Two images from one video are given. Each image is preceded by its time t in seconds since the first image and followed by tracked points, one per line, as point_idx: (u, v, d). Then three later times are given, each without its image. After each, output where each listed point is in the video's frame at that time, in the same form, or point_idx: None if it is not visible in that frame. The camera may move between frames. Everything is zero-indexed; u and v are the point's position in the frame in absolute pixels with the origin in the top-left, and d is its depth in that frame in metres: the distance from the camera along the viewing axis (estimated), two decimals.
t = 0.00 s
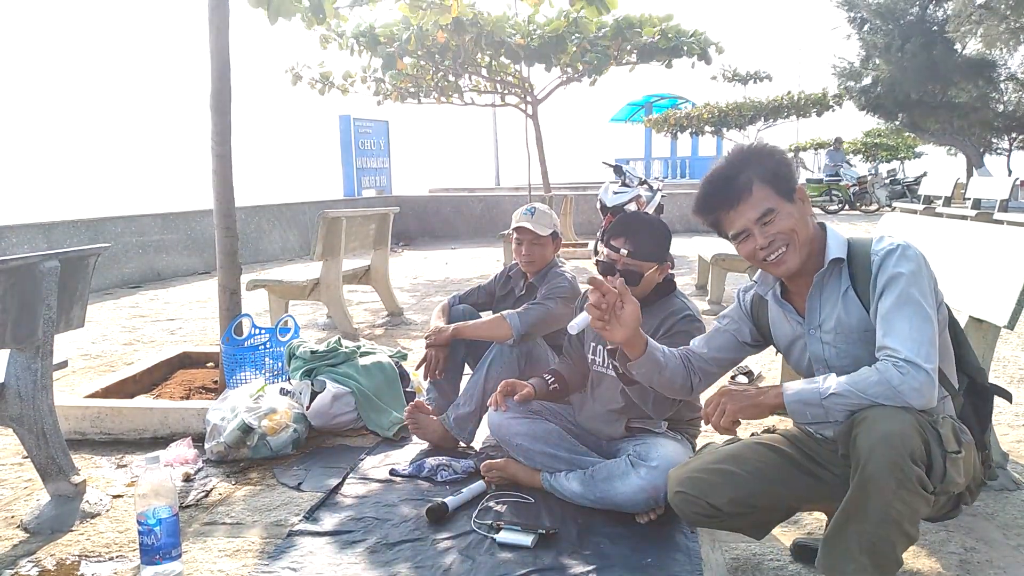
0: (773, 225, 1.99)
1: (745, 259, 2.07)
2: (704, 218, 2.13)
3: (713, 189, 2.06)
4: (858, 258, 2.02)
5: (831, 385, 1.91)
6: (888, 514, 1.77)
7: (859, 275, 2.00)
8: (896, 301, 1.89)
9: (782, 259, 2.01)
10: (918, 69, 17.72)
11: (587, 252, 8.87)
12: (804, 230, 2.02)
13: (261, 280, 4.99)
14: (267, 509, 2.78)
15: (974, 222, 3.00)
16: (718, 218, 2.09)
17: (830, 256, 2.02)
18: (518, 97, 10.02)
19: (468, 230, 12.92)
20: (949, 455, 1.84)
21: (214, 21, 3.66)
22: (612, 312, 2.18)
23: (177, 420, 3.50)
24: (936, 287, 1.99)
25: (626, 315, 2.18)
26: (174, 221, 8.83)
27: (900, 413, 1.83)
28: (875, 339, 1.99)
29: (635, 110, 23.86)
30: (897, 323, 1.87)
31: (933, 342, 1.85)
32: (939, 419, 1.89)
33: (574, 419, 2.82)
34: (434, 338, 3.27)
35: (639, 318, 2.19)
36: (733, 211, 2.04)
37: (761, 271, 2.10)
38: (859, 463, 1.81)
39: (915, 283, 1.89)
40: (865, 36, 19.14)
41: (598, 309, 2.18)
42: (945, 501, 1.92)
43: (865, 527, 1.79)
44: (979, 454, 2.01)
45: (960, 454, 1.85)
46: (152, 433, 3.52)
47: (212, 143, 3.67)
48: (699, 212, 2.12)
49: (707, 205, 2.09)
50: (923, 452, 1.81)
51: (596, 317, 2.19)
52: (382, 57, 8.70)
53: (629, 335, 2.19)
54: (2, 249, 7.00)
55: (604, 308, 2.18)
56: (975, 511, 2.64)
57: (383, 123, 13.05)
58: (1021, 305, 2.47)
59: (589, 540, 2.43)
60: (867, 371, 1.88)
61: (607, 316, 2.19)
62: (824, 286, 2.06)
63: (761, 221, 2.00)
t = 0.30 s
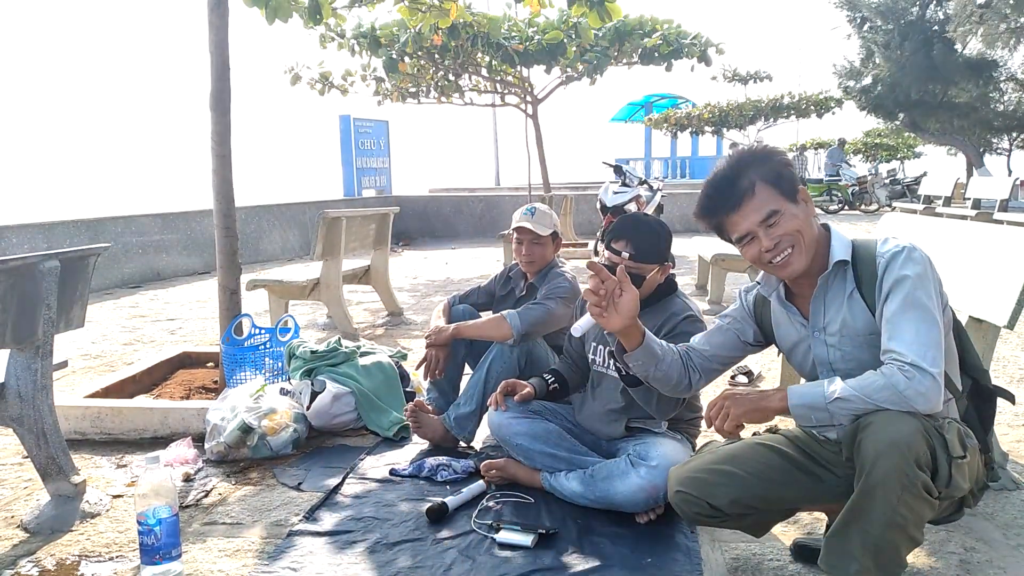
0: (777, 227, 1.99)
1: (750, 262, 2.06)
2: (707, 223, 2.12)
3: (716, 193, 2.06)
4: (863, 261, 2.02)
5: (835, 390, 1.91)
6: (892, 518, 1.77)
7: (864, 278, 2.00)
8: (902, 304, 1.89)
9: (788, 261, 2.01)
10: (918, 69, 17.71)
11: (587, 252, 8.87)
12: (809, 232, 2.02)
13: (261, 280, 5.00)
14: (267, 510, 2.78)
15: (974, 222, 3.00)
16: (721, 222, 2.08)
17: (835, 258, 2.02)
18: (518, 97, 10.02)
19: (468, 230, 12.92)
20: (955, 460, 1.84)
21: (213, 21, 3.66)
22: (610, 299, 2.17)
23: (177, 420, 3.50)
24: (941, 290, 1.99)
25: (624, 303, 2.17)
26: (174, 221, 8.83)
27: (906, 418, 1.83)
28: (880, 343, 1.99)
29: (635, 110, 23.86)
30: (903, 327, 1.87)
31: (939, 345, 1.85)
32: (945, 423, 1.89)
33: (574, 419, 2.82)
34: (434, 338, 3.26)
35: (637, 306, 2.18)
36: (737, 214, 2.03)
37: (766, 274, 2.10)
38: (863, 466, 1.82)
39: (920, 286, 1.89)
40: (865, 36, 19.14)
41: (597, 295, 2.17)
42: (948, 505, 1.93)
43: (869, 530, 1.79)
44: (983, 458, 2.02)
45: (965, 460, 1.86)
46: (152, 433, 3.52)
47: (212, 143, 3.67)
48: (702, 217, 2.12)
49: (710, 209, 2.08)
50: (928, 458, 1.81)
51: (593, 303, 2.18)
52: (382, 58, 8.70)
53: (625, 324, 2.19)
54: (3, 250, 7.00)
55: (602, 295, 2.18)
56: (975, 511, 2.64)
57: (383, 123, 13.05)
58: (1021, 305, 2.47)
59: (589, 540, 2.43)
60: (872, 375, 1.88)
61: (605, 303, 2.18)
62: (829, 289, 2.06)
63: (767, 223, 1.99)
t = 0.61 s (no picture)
0: (780, 230, 1.99)
1: (752, 266, 2.06)
2: (708, 227, 2.12)
3: (716, 197, 2.06)
4: (865, 262, 2.01)
5: (837, 392, 1.91)
6: (892, 521, 1.77)
7: (865, 279, 2.00)
8: (903, 306, 1.89)
9: (791, 264, 2.01)
10: (918, 68, 17.71)
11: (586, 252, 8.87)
12: (811, 234, 2.02)
13: (261, 280, 5.00)
14: (267, 510, 2.78)
15: (974, 222, 3.00)
16: (723, 226, 2.08)
17: (837, 259, 2.02)
18: (517, 96, 10.02)
19: (468, 230, 12.92)
20: (956, 463, 1.84)
21: (213, 21, 3.66)
22: (610, 284, 2.18)
23: (177, 420, 3.50)
24: (943, 291, 1.98)
25: (623, 288, 2.18)
26: (174, 221, 8.83)
27: (907, 420, 1.83)
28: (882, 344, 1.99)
29: (635, 110, 23.87)
30: (905, 329, 1.87)
31: (942, 347, 1.85)
32: (946, 426, 1.89)
33: (574, 419, 2.82)
34: (434, 338, 3.26)
35: (636, 293, 2.18)
36: (738, 217, 2.03)
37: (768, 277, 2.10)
38: (864, 468, 1.82)
39: (922, 287, 1.89)
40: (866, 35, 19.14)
41: (596, 280, 2.18)
42: (948, 508, 1.92)
43: (869, 531, 1.79)
44: (984, 462, 2.02)
45: (966, 462, 1.86)
46: (152, 433, 3.52)
47: (212, 143, 3.67)
48: (703, 221, 2.11)
49: (711, 213, 2.08)
50: (929, 460, 1.81)
51: (592, 289, 2.19)
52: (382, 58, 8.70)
53: (625, 310, 2.18)
54: (3, 250, 7.00)
55: (601, 281, 2.18)
56: (975, 511, 2.64)
57: (383, 123, 13.05)
58: (1021, 305, 2.47)
59: (589, 540, 2.43)
60: (874, 377, 1.88)
61: (605, 289, 2.19)
62: (830, 291, 2.06)
63: (769, 226, 1.99)
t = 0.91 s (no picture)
0: (770, 233, 1.99)
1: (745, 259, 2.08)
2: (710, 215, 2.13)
3: (717, 190, 2.06)
4: (870, 260, 2.01)
5: (836, 391, 1.91)
6: (892, 521, 1.77)
7: (870, 278, 2.00)
8: (906, 307, 1.89)
9: (780, 266, 2.02)
10: (918, 69, 17.71)
11: (587, 252, 8.87)
12: (807, 238, 2.00)
13: (261, 280, 5.00)
14: (267, 510, 2.78)
15: (975, 222, 3.00)
16: (721, 218, 2.09)
17: (840, 258, 2.02)
18: (518, 97, 10.02)
19: (468, 230, 12.92)
20: (954, 464, 1.84)
21: (213, 20, 3.66)
22: (619, 268, 2.17)
23: (177, 420, 3.50)
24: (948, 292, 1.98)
25: (632, 272, 2.17)
26: (174, 221, 8.83)
27: (906, 420, 1.83)
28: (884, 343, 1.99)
29: (636, 111, 23.87)
30: (907, 329, 1.87)
31: (943, 349, 1.84)
32: (945, 426, 1.90)
33: (574, 419, 2.82)
34: (434, 339, 3.26)
35: (645, 277, 2.18)
36: (734, 213, 2.03)
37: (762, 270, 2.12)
38: (863, 469, 1.81)
39: (927, 289, 1.88)
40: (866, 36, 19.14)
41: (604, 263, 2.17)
42: (947, 508, 1.92)
43: (869, 532, 1.78)
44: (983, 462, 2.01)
45: (964, 463, 1.86)
46: (152, 433, 3.52)
47: (212, 143, 3.67)
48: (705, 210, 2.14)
49: (711, 203, 2.09)
50: (927, 460, 1.82)
51: (601, 272, 2.18)
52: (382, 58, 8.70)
53: (633, 295, 2.18)
54: (3, 250, 7.00)
55: (610, 265, 2.18)
56: (975, 511, 2.64)
57: (383, 123, 13.04)
58: (1021, 305, 2.46)
59: (589, 540, 2.43)
60: (873, 377, 1.88)
61: (615, 272, 2.18)
62: (835, 289, 2.06)
63: (760, 228, 1.99)
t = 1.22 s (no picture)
0: (761, 232, 2.03)
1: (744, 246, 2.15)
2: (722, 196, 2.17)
3: (722, 177, 2.10)
4: (878, 261, 2.01)
5: (819, 393, 1.91)
6: (877, 520, 1.78)
7: (876, 278, 2.00)
8: (904, 308, 1.88)
9: (769, 260, 2.08)
10: (918, 68, 17.70)
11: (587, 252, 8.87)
12: (800, 240, 2.02)
13: (261, 280, 5.00)
14: (267, 510, 2.78)
15: (975, 222, 3.00)
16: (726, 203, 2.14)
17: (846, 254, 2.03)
18: (517, 97, 10.02)
19: (468, 230, 12.92)
20: (938, 465, 1.83)
21: (214, 21, 3.66)
22: (641, 226, 2.21)
23: (177, 420, 3.50)
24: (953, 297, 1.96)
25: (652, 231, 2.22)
26: (174, 221, 8.83)
27: (885, 423, 1.83)
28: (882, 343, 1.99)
29: (636, 111, 23.87)
30: (900, 330, 1.87)
31: (933, 354, 1.83)
32: (927, 427, 1.89)
33: (573, 418, 2.82)
34: (434, 339, 3.27)
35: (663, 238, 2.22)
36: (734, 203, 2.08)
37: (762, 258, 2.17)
38: (846, 471, 1.83)
39: (926, 293, 1.87)
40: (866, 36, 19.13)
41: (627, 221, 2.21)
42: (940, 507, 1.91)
43: (858, 533, 1.80)
44: (977, 463, 2.00)
45: (950, 464, 1.84)
46: (152, 433, 3.52)
47: (212, 143, 3.67)
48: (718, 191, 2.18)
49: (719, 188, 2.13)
50: (910, 461, 1.82)
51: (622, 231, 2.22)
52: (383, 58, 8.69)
53: (648, 256, 2.23)
54: (3, 250, 6.99)
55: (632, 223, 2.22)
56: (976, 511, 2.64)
57: (383, 123, 13.04)
58: (1021, 305, 2.47)
59: (589, 540, 2.43)
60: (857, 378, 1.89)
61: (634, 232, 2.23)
62: (840, 285, 2.07)
63: (753, 224, 2.03)
